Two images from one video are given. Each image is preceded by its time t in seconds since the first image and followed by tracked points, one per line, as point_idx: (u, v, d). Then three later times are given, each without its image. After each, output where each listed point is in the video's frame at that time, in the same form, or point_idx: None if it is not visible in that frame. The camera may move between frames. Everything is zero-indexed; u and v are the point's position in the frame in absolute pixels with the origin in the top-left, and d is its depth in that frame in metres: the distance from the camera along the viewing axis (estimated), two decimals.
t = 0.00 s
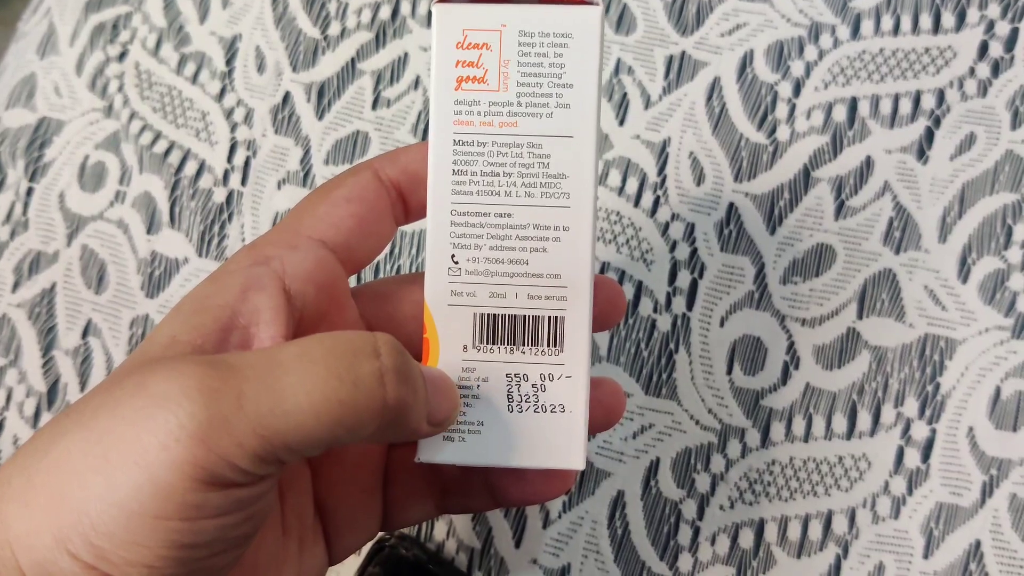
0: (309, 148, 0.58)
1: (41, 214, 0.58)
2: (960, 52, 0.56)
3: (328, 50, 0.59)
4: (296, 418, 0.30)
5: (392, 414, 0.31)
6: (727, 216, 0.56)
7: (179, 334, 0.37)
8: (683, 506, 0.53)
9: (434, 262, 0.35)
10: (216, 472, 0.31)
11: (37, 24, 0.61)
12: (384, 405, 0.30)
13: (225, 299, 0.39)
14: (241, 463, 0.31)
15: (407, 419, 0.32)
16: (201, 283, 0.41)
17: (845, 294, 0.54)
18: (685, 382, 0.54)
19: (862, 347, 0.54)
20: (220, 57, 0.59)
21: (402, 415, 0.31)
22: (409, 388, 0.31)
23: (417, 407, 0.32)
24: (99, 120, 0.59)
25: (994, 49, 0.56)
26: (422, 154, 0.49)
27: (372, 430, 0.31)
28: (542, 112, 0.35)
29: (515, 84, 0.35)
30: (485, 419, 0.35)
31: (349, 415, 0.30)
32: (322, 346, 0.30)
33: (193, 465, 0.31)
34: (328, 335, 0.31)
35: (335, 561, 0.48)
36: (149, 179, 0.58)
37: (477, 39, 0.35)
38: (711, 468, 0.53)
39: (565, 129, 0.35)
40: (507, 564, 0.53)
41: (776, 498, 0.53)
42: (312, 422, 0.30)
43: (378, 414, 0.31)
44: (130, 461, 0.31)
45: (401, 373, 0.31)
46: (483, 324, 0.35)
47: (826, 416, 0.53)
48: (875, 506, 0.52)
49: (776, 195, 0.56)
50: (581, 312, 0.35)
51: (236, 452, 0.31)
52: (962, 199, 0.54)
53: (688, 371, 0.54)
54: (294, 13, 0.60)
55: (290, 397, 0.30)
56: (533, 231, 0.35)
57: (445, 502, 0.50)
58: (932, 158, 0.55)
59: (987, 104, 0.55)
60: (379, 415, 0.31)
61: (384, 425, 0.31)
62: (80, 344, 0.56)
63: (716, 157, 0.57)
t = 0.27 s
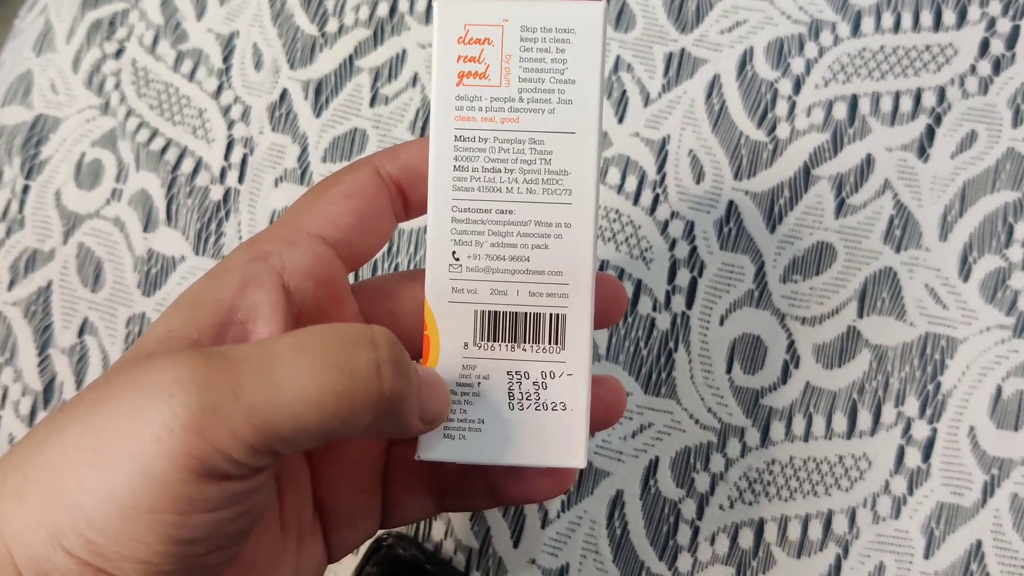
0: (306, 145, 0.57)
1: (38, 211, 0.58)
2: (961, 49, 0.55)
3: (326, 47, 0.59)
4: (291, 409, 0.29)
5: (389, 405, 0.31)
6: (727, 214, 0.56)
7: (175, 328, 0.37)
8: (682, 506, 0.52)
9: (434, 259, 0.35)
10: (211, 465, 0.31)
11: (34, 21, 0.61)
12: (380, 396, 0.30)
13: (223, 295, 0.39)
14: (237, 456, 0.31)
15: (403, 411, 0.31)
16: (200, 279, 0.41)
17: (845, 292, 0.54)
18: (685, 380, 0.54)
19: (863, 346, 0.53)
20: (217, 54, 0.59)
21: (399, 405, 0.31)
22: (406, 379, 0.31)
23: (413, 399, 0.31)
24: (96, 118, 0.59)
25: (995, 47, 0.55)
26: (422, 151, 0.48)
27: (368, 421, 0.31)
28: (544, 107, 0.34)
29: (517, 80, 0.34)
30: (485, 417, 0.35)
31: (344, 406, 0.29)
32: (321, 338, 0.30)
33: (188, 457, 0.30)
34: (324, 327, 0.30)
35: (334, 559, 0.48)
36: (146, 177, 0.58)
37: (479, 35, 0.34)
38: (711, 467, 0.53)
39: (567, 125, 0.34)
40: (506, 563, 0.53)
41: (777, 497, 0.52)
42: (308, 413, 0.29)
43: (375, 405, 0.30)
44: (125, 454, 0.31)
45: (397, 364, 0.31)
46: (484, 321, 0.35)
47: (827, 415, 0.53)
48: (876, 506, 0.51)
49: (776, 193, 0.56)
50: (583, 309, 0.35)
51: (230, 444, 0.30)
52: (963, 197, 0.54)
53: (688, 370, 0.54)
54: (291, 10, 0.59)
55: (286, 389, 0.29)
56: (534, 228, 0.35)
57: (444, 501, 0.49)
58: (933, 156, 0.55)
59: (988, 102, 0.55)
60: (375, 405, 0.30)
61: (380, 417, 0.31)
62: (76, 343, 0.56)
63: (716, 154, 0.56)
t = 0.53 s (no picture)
0: (304, 143, 0.57)
1: (35, 209, 0.58)
2: (960, 47, 0.55)
3: (324, 45, 0.59)
4: (237, 363, 0.29)
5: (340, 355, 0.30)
6: (726, 212, 0.56)
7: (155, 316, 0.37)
8: (680, 505, 0.52)
9: (433, 264, 0.35)
10: (169, 434, 0.30)
11: (31, 19, 0.61)
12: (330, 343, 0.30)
13: (215, 289, 0.39)
14: (194, 422, 0.30)
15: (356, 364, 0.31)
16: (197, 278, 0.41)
17: (843, 291, 0.54)
18: (682, 379, 0.54)
19: (861, 345, 0.53)
20: (215, 52, 0.59)
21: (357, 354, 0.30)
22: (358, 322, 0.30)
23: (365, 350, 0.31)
24: (93, 116, 0.59)
25: (994, 45, 0.55)
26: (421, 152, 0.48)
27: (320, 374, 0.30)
28: (544, 113, 0.34)
29: (518, 84, 0.34)
30: (484, 424, 0.35)
31: (295, 356, 0.29)
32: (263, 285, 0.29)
33: (145, 424, 0.30)
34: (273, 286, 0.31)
35: (330, 562, 0.47)
36: (144, 175, 0.58)
37: (479, 38, 0.34)
38: (709, 466, 0.53)
39: (568, 131, 0.34)
40: (503, 562, 0.53)
41: (774, 496, 0.52)
42: (255, 366, 0.29)
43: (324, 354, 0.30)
44: (86, 426, 0.31)
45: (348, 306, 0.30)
46: (484, 327, 0.35)
47: (825, 414, 0.53)
48: (874, 505, 0.51)
49: (775, 192, 0.56)
50: (583, 316, 0.35)
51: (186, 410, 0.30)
52: (962, 195, 0.54)
53: (686, 369, 0.54)
54: (290, 8, 0.59)
55: (240, 344, 0.29)
56: (534, 234, 0.35)
57: (442, 504, 0.50)
58: (931, 155, 0.54)
59: (986, 100, 0.54)
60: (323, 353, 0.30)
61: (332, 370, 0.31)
62: (73, 341, 0.56)
63: (715, 153, 0.56)
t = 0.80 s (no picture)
0: (304, 143, 0.57)
1: (36, 209, 0.58)
2: (958, 48, 0.56)
3: (325, 45, 0.59)
4: (283, 426, 0.29)
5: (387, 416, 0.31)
6: (725, 212, 0.56)
7: (171, 331, 0.37)
8: (680, 503, 0.52)
9: (429, 259, 0.35)
10: (204, 478, 0.31)
11: (32, 18, 0.61)
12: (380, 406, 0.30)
13: (220, 297, 0.39)
14: (230, 469, 0.31)
15: (401, 420, 0.31)
16: (197, 278, 0.41)
17: (842, 290, 0.54)
18: (681, 378, 0.54)
19: (859, 344, 0.53)
20: (216, 52, 0.59)
21: (402, 415, 0.31)
22: (407, 392, 0.31)
23: (411, 407, 0.31)
24: (94, 115, 0.59)
25: (992, 46, 0.55)
26: (420, 147, 0.48)
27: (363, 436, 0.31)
28: (541, 107, 0.34)
29: (514, 79, 0.34)
30: (481, 417, 0.35)
31: (342, 420, 0.29)
32: (315, 353, 0.29)
33: (181, 468, 0.31)
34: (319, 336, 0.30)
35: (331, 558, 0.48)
36: (144, 174, 0.58)
37: (476, 33, 0.34)
38: (708, 464, 0.53)
39: (564, 125, 0.34)
40: (503, 561, 0.53)
41: (773, 495, 0.52)
42: (301, 428, 0.30)
43: (373, 418, 0.30)
44: (119, 466, 0.31)
45: (397, 376, 0.30)
46: (480, 322, 0.35)
47: (823, 413, 0.53)
48: (872, 503, 0.51)
49: (773, 192, 0.56)
50: (580, 311, 0.35)
51: (224, 459, 0.31)
52: (960, 196, 0.54)
53: (685, 368, 0.54)
54: (290, 8, 0.59)
55: (283, 407, 0.29)
56: (530, 229, 0.35)
57: (442, 499, 0.50)
58: (930, 155, 0.55)
59: (984, 101, 0.55)
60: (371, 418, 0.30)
61: (378, 428, 0.31)
62: (75, 340, 0.56)
63: (714, 153, 0.57)
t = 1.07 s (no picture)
0: (300, 141, 0.57)
1: (29, 207, 0.57)
2: (959, 46, 0.55)
3: (320, 42, 0.58)
4: (300, 436, 0.30)
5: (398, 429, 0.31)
6: (723, 211, 0.56)
7: (167, 335, 0.36)
8: (677, 504, 0.52)
9: (412, 255, 0.35)
10: (214, 489, 0.31)
11: (26, 15, 0.60)
12: (391, 417, 0.31)
13: (213, 298, 0.38)
14: (241, 479, 0.31)
15: (411, 434, 0.32)
16: (187, 275, 0.40)
17: (841, 290, 0.54)
18: (679, 379, 0.54)
19: (859, 344, 0.53)
20: (211, 49, 0.59)
21: (407, 429, 0.32)
22: (418, 405, 0.31)
23: (421, 422, 0.32)
24: (88, 113, 0.59)
25: (993, 43, 0.55)
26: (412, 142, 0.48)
27: (374, 448, 0.32)
28: (524, 99, 0.34)
29: (496, 71, 0.34)
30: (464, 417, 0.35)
31: (356, 430, 0.30)
32: (330, 367, 0.30)
33: (192, 479, 0.30)
34: (333, 351, 0.31)
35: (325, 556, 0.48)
36: (139, 173, 0.58)
37: (458, 24, 0.34)
38: (706, 465, 0.52)
39: (548, 118, 0.34)
40: (500, 562, 0.53)
41: (771, 496, 0.52)
42: (317, 437, 0.30)
43: (385, 430, 0.31)
44: (128, 474, 0.31)
45: (408, 391, 0.31)
46: (462, 319, 0.35)
47: (822, 413, 0.53)
48: (871, 505, 0.51)
49: (772, 190, 0.55)
50: (564, 308, 0.34)
51: (237, 469, 0.31)
52: (960, 194, 0.54)
53: (683, 368, 0.54)
54: (286, 5, 0.59)
55: (299, 416, 0.30)
56: (513, 224, 0.34)
57: (434, 498, 0.49)
58: (930, 153, 0.54)
59: (985, 99, 0.54)
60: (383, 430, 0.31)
61: (389, 441, 0.32)
62: (68, 339, 0.55)
63: (712, 151, 0.56)
